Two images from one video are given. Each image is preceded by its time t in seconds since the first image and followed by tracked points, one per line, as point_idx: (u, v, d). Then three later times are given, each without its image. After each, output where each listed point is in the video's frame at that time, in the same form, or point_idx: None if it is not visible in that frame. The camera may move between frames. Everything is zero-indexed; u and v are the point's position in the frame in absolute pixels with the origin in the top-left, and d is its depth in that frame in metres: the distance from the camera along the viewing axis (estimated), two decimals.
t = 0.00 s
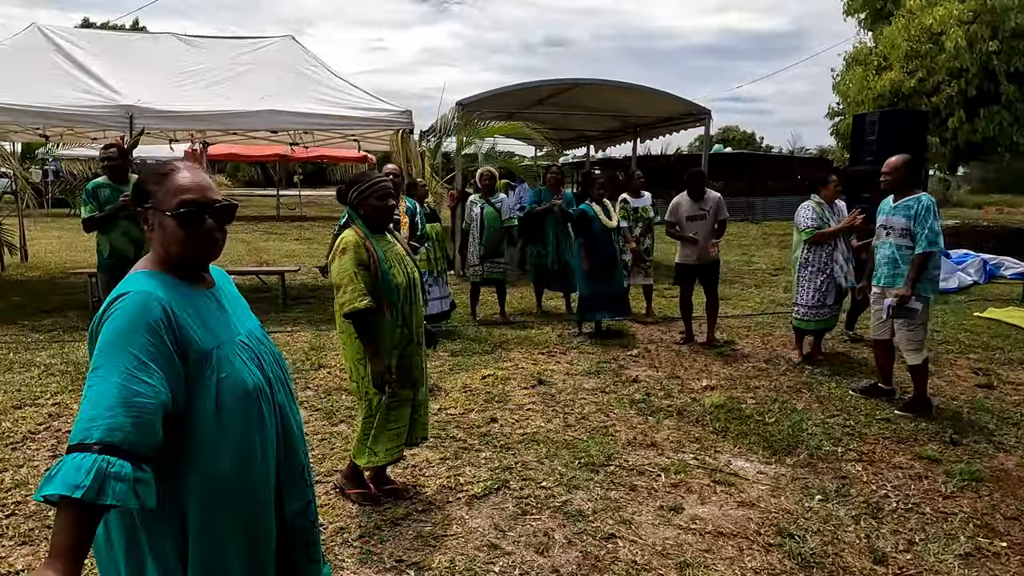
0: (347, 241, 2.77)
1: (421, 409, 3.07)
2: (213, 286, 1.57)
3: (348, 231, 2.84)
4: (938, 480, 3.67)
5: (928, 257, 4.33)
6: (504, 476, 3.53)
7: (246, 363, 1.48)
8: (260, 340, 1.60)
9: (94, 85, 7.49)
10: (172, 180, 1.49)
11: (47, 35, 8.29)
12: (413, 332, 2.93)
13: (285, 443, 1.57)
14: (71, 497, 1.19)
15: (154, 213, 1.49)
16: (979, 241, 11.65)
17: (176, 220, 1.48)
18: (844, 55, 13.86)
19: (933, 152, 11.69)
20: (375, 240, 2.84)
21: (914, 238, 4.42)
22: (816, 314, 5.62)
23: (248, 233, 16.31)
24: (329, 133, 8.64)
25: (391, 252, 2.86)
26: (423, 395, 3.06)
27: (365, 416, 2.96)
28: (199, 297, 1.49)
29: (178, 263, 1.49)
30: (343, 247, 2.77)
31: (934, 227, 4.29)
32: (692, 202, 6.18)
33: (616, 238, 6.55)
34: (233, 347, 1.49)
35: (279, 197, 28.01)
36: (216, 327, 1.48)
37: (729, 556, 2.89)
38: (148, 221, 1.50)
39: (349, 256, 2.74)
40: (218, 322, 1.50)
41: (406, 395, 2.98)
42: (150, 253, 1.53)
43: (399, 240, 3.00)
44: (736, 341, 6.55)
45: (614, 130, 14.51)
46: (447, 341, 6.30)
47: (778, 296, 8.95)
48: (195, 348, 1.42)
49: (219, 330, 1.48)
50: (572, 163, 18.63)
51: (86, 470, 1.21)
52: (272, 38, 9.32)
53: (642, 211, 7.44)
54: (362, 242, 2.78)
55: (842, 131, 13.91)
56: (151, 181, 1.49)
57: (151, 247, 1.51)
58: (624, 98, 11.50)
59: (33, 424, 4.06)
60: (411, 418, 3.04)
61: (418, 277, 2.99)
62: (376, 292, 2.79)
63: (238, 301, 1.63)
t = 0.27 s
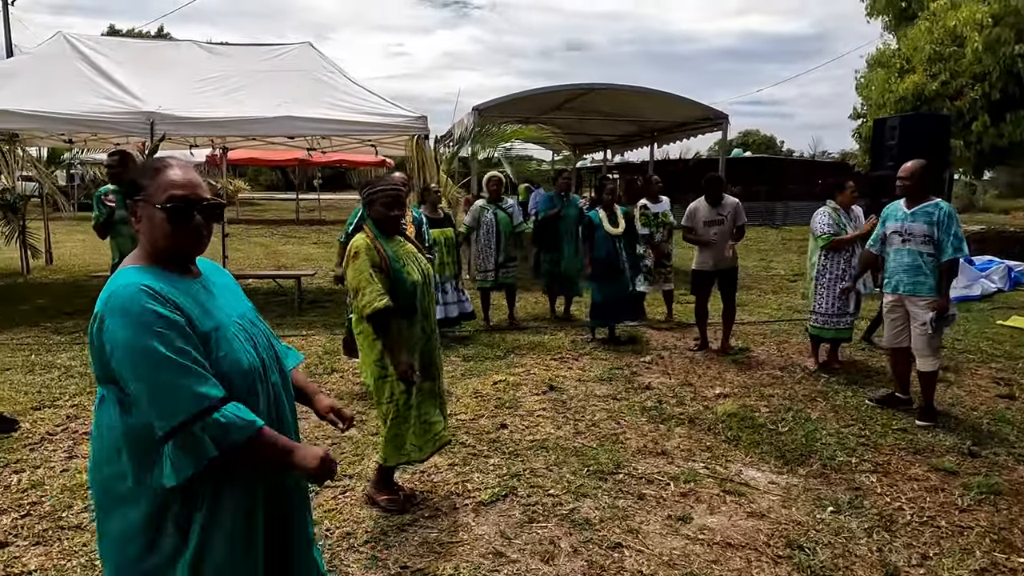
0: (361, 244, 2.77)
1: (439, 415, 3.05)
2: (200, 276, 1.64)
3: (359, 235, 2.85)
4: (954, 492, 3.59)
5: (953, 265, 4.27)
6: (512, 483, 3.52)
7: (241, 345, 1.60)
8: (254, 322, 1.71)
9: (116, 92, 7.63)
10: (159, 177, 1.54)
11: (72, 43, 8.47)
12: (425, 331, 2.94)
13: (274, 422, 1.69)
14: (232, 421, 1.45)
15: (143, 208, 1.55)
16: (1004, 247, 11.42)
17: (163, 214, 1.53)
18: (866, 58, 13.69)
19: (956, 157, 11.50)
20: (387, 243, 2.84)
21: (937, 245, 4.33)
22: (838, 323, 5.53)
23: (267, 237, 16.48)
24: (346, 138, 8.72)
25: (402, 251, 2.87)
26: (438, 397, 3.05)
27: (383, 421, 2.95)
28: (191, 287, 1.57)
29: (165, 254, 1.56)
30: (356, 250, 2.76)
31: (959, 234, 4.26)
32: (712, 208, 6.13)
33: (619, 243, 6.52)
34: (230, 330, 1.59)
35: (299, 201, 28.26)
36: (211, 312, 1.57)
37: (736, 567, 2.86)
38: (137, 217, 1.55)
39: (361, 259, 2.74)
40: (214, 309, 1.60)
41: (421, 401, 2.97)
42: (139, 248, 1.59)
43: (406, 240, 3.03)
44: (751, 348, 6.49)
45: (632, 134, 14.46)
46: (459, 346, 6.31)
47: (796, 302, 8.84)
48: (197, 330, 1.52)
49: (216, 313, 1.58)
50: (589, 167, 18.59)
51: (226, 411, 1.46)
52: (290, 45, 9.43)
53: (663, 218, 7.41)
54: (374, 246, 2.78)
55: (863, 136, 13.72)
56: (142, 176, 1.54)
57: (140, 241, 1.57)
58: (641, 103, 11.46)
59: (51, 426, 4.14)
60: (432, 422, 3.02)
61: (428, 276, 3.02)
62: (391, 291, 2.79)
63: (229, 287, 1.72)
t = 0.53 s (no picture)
0: (360, 262, 2.80)
1: (452, 421, 3.04)
2: (213, 293, 1.65)
3: (363, 249, 2.89)
4: (967, 501, 3.54)
5: (971, 272, 4.24)
6: (518, 487, 3.52)
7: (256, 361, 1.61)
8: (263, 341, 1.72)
9: (132, 97, 7.73)
10: (179, 193, 1.56)
11: (90, 49, 8.60)
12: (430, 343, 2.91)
13: (285, 436, 1.70)
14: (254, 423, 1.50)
15: (162, 224, 1.55)
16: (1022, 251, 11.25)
17: (187, 228, 1.54)
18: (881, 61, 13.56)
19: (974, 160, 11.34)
20: (389, 258, 2.85)
21: (954, 250, 4.29)
22: (847, 329, 5.48)
23: (281, 240, 16.60)
24: (358, 142, 8.77)
25: (405, 267, 2.87)
26: (448, 405, 3.01)
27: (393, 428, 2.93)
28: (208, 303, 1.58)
29: (185, 268, 1.57)
30: (355, 267, 2.81)
31: (977, 241, 4.24)
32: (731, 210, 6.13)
33: (616, 248, 6.45)
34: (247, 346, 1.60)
35: (313, 204, 28.47)
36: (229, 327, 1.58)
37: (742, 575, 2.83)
38: (156, 231, 1.56)
39: (362, 275, 2.79)
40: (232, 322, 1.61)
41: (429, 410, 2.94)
42: (156, 262, 1.59)
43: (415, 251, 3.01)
44: (762, 353, 6.43)
45: (644, 138, 14.43)
46: (468, 349, 6.32)
47: (809, 307, 8.76)
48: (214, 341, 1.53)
49: (232, 329, 1.60)
50: (602, 170, 18.56)
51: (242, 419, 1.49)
52: (303, 49, 9.50)
53: (675, 222, 7.39)
54: (375, 262, 2.81)
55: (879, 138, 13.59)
56: (161, 192, 1.56)
57: (159, 255, 1.58)
58: (654, 106, 11.43)
59: (64, 426, 4.19)
60: (442, 429, 3.00)
61: (437, 287, 2.97)
62: (391, 308, 2.83)
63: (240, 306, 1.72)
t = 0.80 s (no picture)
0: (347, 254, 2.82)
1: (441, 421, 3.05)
2: (240, 282, 1.66)
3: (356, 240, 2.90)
4: (976, 506, 3.51)
5: (979, 278, 4.20)
6: (522, 490, 3.51)
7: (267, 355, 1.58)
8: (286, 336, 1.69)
9: (141, 100, 7.79)
10: (213, 177, 1.59)
11: (100, 53, 8.67)
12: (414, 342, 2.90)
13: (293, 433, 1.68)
14: (114, 456, 1.28)
15: (201, 206, 1.57)
16: None
17: (226, 208, 1.57)
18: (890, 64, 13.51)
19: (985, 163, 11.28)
20: (379, 252, 2.84)
21: (963, 253, 4.25)
22: (839, 332, 5.45)
23: (287, 243, 16.66)
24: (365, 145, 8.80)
25: (395, 261, 2.86)
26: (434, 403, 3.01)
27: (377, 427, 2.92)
28: (232, 290, 1.58)
29: (220, 251, 1.59)
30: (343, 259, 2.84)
31: (989, 245, 4.19)
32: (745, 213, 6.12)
33: (611, 252, 6.44)
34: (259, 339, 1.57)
35: (320, 207, 28.61)
36: (246, 319, 1.57)
37: None
38: (193, 215, 1.58)
39: (346, 265, 2.81)
40: (250, 314, 1.59)
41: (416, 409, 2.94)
42: (188, 245, 1.61)
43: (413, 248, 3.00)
44: (768, 357, 6.40)
45: (651, 141, 14.42)
46: (473, 352, 6.32)
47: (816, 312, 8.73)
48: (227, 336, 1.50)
49: (249, 320, 1.58)
50: (608, 174, 18.56)
51: (136, 438, 1.31)
52: (311, 53, 9.55)
53: (678, 224, 7.37)
54: (362, 253, 2.82)
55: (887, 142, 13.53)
56: (197, 176, 1.58)
57: (193, 240, 1.59)
58: (661, 110, 11.43)
59: (71, 427, 4.22)
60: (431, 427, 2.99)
61: (429, 288, 2.96)
62: (377, 302, 2.84)
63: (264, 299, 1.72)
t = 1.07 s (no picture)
0: (330, 259, 2.82)
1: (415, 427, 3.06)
2: (246, 304, 1.63)
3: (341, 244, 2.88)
4: (977, 511, 3.50)
5: (982, 285, 4.14)
6: (520, 494, 3.50)
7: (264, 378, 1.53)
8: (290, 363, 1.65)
9: (141, 103, 7.80)
10: (229, 196, 1.57)
11: (101, 56, 8.68)
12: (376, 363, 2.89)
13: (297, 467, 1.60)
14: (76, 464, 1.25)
15: (214, 227, 1.55)
16: None
17: (243, 228, 1.57)
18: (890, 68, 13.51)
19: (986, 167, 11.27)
20: (359, 263, 2.83)
21: (967, 259, 4.21)
22: (813, 332, 5.56)
23: (287, 247, 16.66)
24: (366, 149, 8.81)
25: (373, 274, 2.85)
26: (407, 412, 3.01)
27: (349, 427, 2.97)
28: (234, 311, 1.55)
29: (228, 272, 1.56)
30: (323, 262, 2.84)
31: (993, 250, 4.13)
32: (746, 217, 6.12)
33: (607, 257, 6.48)
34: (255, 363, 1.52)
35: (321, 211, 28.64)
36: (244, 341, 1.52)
37: None
38: (206, 233, 1.55)
39: (326, 268, 2.81)
40: (249, 337, 1.54)
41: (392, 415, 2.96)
42: (196, 263, 1.58)
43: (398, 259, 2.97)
44: (768, 361, 6.39)
45: (651, 145, 14.42)
46: (472, 356, 6.31)
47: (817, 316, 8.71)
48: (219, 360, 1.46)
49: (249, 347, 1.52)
50: (609, 178, 18.57)
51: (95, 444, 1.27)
52: (311, 57, 9.56)
53: (675, 228, 7.41)
54: (343, 260, 2.82)
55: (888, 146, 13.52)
56: (211, 197, 1.55)
57: (204, 259, 1.56)
58: (661, 114, 11.44)
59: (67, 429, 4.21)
60: (401, 435, 3.01)
61: (408, 305, 2.96)
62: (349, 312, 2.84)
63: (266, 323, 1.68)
